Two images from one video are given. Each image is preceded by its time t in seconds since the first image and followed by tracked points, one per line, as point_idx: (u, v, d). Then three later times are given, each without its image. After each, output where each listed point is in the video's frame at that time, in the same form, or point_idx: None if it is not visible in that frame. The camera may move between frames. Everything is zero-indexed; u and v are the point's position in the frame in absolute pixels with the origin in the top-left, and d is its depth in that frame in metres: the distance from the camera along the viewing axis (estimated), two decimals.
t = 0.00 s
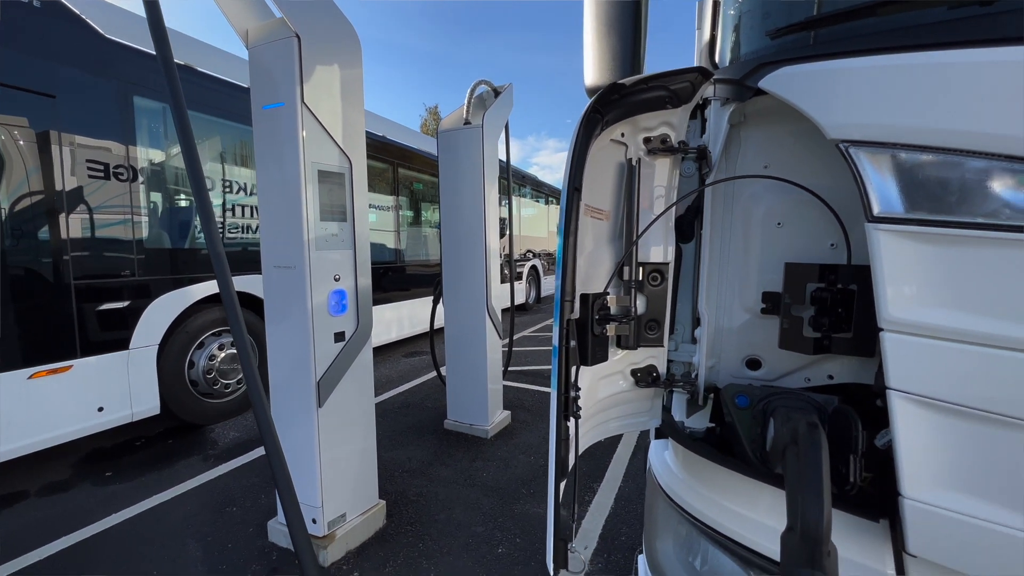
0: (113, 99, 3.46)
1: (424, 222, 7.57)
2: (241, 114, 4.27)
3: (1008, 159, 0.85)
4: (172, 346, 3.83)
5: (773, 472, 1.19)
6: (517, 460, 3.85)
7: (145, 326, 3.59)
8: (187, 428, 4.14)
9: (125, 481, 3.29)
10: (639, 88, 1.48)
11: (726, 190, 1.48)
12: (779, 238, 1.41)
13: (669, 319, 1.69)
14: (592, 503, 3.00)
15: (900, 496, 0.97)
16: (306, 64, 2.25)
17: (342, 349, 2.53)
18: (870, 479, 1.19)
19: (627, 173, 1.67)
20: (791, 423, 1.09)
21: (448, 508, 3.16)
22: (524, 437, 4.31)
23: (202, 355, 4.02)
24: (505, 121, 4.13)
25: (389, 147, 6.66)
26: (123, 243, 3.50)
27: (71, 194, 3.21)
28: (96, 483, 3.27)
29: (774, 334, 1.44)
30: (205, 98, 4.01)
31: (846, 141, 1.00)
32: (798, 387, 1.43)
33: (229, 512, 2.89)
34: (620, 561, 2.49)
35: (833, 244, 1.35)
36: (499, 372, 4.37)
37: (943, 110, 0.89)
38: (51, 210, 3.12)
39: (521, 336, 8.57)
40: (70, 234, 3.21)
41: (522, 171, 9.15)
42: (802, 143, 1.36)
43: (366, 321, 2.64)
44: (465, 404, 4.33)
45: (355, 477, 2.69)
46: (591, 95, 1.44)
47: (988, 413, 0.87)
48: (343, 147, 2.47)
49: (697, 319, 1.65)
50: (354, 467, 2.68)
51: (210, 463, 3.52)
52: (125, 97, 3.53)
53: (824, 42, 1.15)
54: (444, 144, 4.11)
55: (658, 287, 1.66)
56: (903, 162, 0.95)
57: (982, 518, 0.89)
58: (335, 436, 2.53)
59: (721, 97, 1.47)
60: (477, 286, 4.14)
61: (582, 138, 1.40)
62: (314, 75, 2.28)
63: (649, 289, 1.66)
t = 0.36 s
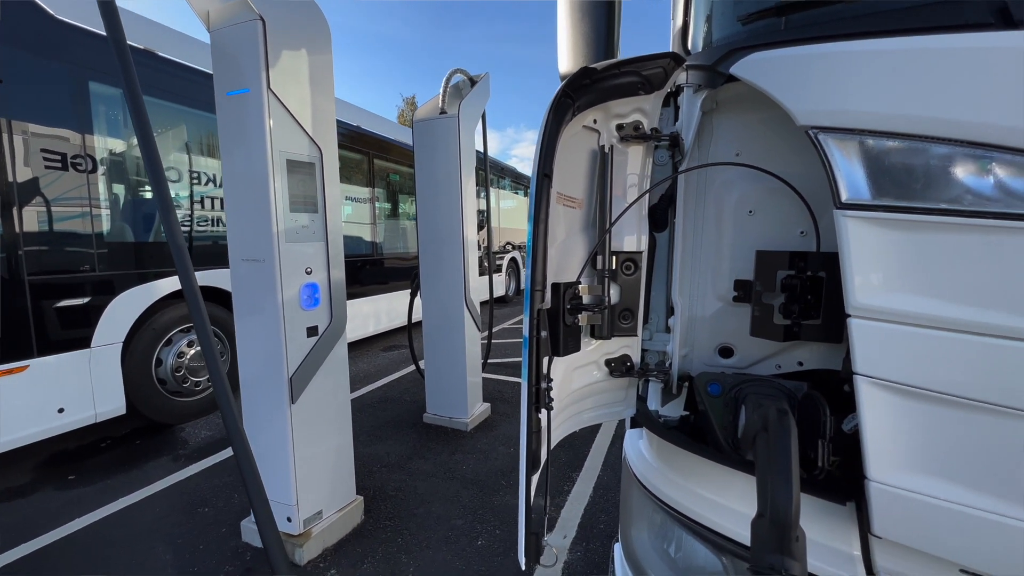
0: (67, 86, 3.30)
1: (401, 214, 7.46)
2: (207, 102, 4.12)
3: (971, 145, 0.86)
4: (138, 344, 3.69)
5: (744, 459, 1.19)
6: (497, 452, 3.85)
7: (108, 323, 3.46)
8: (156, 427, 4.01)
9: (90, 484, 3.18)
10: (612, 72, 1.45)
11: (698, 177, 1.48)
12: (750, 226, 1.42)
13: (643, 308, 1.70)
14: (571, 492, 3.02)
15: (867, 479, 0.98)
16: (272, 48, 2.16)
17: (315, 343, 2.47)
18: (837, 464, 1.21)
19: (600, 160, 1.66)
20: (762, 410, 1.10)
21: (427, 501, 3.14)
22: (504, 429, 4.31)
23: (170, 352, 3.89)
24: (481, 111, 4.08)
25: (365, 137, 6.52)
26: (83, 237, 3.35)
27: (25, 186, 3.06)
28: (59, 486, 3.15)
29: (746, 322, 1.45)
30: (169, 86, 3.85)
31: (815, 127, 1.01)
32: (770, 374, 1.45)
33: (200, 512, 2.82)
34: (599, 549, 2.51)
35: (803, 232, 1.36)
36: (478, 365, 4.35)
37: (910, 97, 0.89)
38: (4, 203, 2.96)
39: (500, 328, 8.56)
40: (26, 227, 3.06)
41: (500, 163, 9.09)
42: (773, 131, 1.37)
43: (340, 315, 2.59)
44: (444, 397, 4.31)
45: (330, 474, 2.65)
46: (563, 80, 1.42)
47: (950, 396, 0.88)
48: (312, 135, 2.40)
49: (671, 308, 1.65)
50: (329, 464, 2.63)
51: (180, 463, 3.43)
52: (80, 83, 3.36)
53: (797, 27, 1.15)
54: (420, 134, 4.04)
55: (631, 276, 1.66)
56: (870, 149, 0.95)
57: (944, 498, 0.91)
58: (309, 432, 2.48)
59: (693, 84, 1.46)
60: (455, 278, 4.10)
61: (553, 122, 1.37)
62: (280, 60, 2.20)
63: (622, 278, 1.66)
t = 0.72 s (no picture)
0: (11, 71, 3.11)
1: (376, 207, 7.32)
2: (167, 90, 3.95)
3: (935, 134, 0.87)
4: (98, 344, 3.54)
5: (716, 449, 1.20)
6: (475, 446, 3.83)
7: (64, 323, 3.29)
8: (120, 430, 3.86)
9: (49, 491, 3.04)
10: (582, 59, 1.44)
11: (670, 167, 1.47)
12: (721, 216, 1.42)
13: (616, 300, 1.69)
14: (549, 484, 3.02)
15: (834, 467, 0.99)
16: (231, 33, 2.07)
17: (285, 340, 2.40)
18: (806, 451, 1.23)
19: (570, 149, 1.64)
20: (732, 401, 1.10)
21: (404, 498, 3.11)
22: (482, 423, 4.29)
23: (133, 352, 3.75)
24: (455, 101, 4.01)
25: (337, 128, 6.36)
26: (34, 233, 3.18)
27: None
28: (14, 495, 3.00)
29: (717, 312, 1.46)
30: (124, 73, 3.67)
31: (784, 115, 1.00)
32: (741, 363, 1.46)
33: (168, 517, 2.73)
34: (577, 539, 2.53)
35: (772, 221, 1.37)
36: (456, 359, 4.32)
37: (879, 84, 0.89)
38: None
39: (479, 322, 8.53)
40: None
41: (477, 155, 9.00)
42: (743, 120, 1.37)
43: (311, 311, 2.52)
44: (422, 392, 4.26)
45: (304, 473, 2.59)
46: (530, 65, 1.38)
47: (915, 383, 0.89)
48: (277, 124, 2.31)
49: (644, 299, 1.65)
50: (302, 463, 2.57)
51: (146, 467, 3.31)
52: (25, 69, 3.17)
53: (767, 15, 1.10)
54: (392, 124, 3.96)
55: (603, 267, 1.65)
56: (838, 137, 0.95)
57: (909, 484, 0.92)
58: (280, 431, 2.42)
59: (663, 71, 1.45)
60: (430, 272, 4.04)
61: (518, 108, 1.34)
62: (240, 44, 2.11)
63: (594, 270, 1.65)
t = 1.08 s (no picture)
0: None
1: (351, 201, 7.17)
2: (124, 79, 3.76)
3: (905, 122, 0.87)
4: (55, 345, 3.37)
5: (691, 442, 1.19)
6: (454, 441, 3.80)
7: (16, 324, 3.12)
8: (82, 435, 3.70)
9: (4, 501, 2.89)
10: (553, 44, 1.42)
11: (645, 157, 1.45)
12: (696, 207, 1.41)
13: (591, 293, 1.68)
14: (528, 477, 3.02)
15: (808, 457, 0.99)
16: (189, 16, 1.97)
17: (254, 339, 2.32)
18: (781, 442, 1.24)
19: (543, 138, 1.61)
20: (709, 394, 1.10)
21: (383, 496, 3.06)
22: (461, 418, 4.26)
23: (93, 353, 3.59)
24: (430, 92, 3.94)
25: (309, 120, 6.18)
26: None
27: None
28: None
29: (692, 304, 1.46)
30: (78, 60, 3.48)
31: (758, 104, 0.98)
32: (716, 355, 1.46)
33: (133, 525, 2.63)
34: (557, 532, 2.53)
35: (746, 212, 1.37)
36: (434, 353, 4.27)
37: (850, 71, 0.88)
38: None
39: (457, 316, 8.48)
40: None
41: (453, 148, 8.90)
42: (718, 109, 1.36)
43: (281, 308, 2.44)
44: (399, 389, 4.21)
45: (276, 475, 2.52)
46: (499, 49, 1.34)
47: (886, 372, 0.90)
48: (241, 114, 2.22)
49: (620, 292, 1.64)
50: (275, 464, 2.50)
51: (110, 473, 3.18)
52: None
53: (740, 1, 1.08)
54: (365, 115, 3.86)
55: (578, 260, 1.63)
56: (811, 126, 0.94)
57: (881, 472, 0.93)
58: (250, 433, 2.34)
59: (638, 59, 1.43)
60: (406, 266, 3.97)
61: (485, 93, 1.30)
62: (198, 29, 2.01)
63: (569, 263, 1.63)
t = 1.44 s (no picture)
0: None
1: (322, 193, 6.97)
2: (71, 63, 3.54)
3: (884, 107, 0.86)
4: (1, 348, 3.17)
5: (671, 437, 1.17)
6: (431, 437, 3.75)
7: None
8: (34, 442, 3.51)
9: None
10: (524, 23, 1.36)
11: (621, 145, 1.42)
12: (673, 195, 1.39)
13: (567, 285, 1.65)
14: (507, 471, 2.99)
15: (787, 450, 0.98)
16: None
17: (217, 338, 2.21)
18: (759, 434, 1.23)
19: (515, 124, 1.56)
20: (688, 388, 1.07)
21: (358, 496, 2.99)
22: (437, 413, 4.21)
23: (44, 356, 3.39)
24: (400, 80, 3.83)
25: (276, 110, 5.96)
26: None
27: None
28: None
29: (669, 295, 1.44)
30: (21, 42, 3.24)
31: (736, 88, 0.96)
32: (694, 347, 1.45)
33: (90, 535, 2.50)
34: (536, 526, 2.51)
35: (724, 201, 1.35)
36: (409, 349, 4.19)
37: (830, 54, 0.86)
38: None
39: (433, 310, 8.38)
40: None
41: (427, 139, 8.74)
42: (695, 95, 1.33)
43: (245, 306, 2.33)
44: (374, 385, 4.13)
45: (245, 479, 2.42)
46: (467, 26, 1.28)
47: (864, 363, 0.89)
48: (197, 100, 2.09)
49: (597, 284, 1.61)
50: (243, 467, 2.41)
51: (65, 481, 3.02)
52: None
53: None
54: (333, 104, 3.72)
55: (554, 252, 1.60)
56: (790, 111, 0.92)
57: (857, 463, 0.92)
58: (215, 437, 2.24)
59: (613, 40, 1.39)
60: (380, 260, 3.87)
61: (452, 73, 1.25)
62: (146, 8, 1.88)
63: (544, 255, 1.60)
